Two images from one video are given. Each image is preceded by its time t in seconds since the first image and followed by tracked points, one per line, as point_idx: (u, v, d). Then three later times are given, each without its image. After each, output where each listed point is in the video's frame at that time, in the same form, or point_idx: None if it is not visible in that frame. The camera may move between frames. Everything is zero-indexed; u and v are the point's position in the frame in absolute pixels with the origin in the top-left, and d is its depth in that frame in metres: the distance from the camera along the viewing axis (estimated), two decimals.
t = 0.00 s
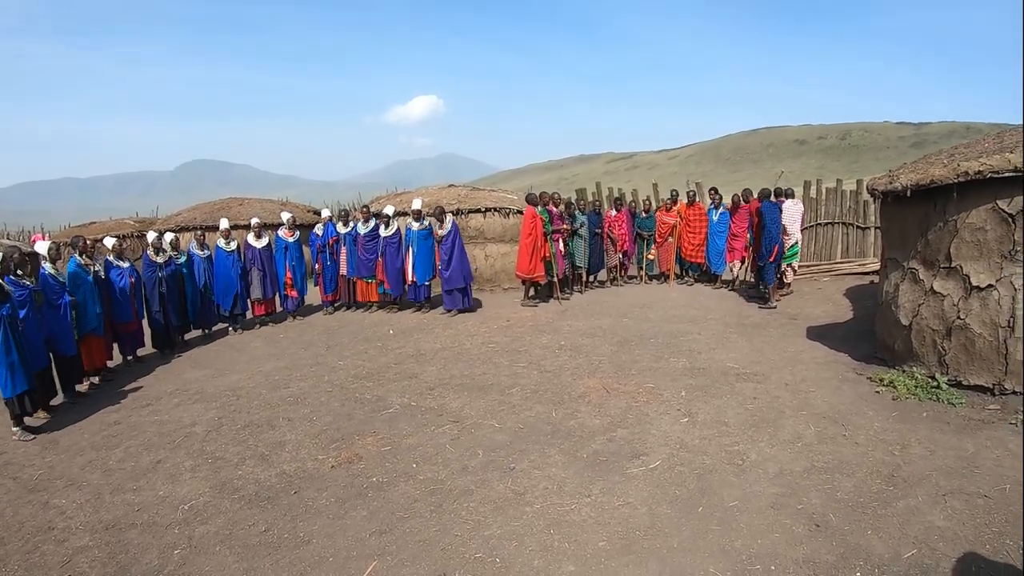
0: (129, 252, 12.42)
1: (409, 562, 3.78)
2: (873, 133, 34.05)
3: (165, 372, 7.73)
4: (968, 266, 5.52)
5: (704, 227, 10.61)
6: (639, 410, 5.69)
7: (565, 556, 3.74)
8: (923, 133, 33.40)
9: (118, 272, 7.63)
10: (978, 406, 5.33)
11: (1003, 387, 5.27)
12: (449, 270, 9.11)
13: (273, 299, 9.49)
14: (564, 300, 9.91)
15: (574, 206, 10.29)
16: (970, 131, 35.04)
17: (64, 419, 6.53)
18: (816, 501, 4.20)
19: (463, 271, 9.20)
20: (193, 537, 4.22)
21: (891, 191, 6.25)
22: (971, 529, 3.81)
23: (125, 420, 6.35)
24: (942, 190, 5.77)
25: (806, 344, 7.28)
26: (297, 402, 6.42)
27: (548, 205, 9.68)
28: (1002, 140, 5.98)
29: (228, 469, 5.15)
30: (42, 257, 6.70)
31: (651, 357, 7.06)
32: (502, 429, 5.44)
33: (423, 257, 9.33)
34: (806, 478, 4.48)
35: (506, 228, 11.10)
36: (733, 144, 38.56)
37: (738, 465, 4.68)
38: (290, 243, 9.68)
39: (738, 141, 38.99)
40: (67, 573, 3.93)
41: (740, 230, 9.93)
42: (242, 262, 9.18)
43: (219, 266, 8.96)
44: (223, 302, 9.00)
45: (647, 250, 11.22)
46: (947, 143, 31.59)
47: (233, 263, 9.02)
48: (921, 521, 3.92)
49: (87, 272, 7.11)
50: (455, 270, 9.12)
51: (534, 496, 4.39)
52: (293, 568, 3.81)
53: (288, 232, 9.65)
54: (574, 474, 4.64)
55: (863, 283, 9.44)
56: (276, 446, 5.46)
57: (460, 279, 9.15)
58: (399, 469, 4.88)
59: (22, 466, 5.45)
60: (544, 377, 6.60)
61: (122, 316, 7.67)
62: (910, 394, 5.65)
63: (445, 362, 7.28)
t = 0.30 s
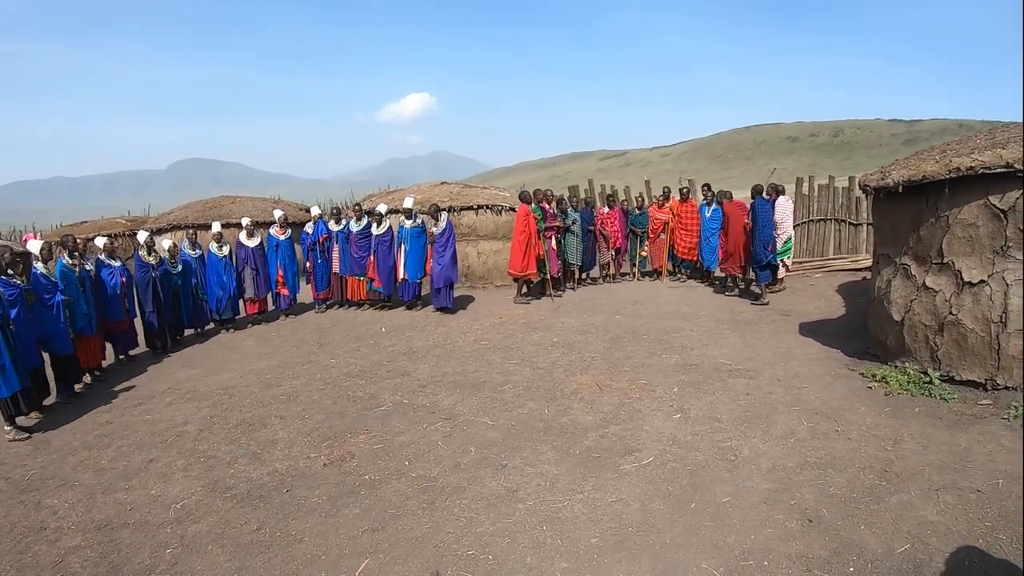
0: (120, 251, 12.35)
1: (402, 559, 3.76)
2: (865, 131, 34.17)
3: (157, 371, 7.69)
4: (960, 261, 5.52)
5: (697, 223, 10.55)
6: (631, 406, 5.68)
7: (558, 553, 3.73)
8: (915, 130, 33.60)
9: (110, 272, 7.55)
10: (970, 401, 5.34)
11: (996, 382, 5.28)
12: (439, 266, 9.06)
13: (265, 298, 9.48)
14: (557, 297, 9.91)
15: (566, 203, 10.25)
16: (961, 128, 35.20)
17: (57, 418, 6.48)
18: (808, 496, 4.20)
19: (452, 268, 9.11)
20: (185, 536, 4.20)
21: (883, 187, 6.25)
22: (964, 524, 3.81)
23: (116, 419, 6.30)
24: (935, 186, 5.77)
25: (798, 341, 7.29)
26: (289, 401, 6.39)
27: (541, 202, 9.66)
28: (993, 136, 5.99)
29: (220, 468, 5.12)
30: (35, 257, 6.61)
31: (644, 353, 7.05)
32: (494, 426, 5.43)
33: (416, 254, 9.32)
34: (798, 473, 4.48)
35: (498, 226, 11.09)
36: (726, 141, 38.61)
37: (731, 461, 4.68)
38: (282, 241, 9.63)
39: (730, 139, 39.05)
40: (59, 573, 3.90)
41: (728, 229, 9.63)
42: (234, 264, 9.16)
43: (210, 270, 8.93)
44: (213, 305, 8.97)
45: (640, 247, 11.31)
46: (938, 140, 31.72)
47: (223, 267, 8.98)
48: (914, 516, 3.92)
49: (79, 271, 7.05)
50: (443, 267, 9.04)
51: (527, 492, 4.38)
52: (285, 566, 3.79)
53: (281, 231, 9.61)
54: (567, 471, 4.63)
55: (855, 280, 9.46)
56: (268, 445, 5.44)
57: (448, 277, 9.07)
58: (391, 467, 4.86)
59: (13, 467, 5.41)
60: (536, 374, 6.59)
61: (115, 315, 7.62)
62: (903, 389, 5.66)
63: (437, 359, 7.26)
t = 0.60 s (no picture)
0: (111, 251, 12.29)
1: (394, 560, 3.76)
2: (856, 130, 34.34)
3: (149, 372, 7.66)
4: (950, 261, 5.56)
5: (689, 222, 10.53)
6: (622, 405, 5.69)
7: (549, 552, 3.73)
8: (905, 129, 33.78)
9: (101, 272, 7.53)
10: (960, 400, 5.37)
11: (985, 381, 5.32)
12: (431, 266, 9.05)
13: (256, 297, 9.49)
14: (548, 297, 9.92)
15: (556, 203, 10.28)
16: (951, 128, 35.43)
17: (49, 420, 6.46)
18: (799, 495, 4.22)
19: (445, 268, 9.12)
20: (176, 538, 4.18)
21: (873, 187, 6.29)
22: (954, 522, 3.84)
23: (108, 421, 6.28)
24: (924, 186, 5.81)
25: (789, 339, 7.32)
26: (281, 401, 6.37)
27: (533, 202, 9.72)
28: (982, 136, 6.03)
29: (212, 469, 5.10)
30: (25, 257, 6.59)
31: (635, 353, 7.07)
32: (486, 426, 5.43)
33: (407, 254, 9.28)
34: (789, 472, 4.50)
35: (489, 225, 11.07)
36: (716, 141, 38.73)
37: (722, 460, 4.69)
38: (271, 241, 9.60)
39: (722, 138, 39.18)
40: None
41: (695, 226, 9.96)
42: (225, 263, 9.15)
43: (201, 264, 8.88)
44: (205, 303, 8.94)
45: (631, 247, 11.33)
46: (929, 139, 31.90)
47: (214, 263, 8.93)
48: (904, 514, 3.95)
49: (70, 272, 7.01)
50: (437, 267, 9.04)
51: (518, 492, 4.38)
52: (278, 567, 3.78)
53: (270, 230, 9.58)
54: (558, 470, 4.63)
55: (845, 279, 9.50)
56: (260, 445, 5.42)
57: (441, 277, 9.07)
58: (383, 467, 4.86)
59: (3, 469, 5.38)
60: (527, 373, 6.60)
61: (106, 316, 7.60)
62: (893, 388, 5.69)
63: (429, 359, 7.25)
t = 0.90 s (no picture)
0: (98, 252, 12.20)
1: (381, 561, 3.75)
2: (843, 132, 34.61)
3: (136, 373, 7.61)
4: (935, 262, 5.60)
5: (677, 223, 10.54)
6: (609, 406, 5.70)
7: (536, 553, 3.73)
8: (892, 130, 34.07)
9: (87, 273, 7.46)
10: (946, 400, 5.41)
11: (971, 381, 5.35)
12: (419, 268, 9.04)
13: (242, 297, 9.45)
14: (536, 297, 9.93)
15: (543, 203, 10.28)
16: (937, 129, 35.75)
17: (32, 422, 6.39)
18: (786, 495, 4.24)
19: (434, 270, 9.11)
20: (163, 540, 4.15)
21: (859, 189, 6.32)
22: (939, 521, 3.86)
23: (94, 422, 6.23)
24: (910, 188, 5.84)
25: (776, 340, 7.35)
26: (267, 402, 6.34)
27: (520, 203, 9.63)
28: (968, 139, 6.07)
29: (199, 470, 5.07)
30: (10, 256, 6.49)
31: (622, 353, 7.08)
32: (473, 426, 5.42)
33: (394, 257, 9.31)
34: (775, 472, 4.52)
35: (477, 226, 11.07)
36: (705, 142, 38.86)
37: (708, 461, 4.70)
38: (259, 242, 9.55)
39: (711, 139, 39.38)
40: None
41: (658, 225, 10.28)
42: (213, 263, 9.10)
43: (188, 264, 8.82)
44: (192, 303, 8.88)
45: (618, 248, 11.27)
46: (915, 141, 32.17)
47: (201, 264, 8.87)
48: (891, 514, 3.97)
49: (54, 273, 6.93)
50: (425, 269, 9.05)
51: (505, 493, 4.38)
52: (265, 569, 3.76)
53: (258, 231, 9.52)
54: (545, 471, 4.63)
55: (832, 280, 9.56)
56: (247, 447, 5.39)
57: (432, 278, 9.09)
58: (370, 469, 4.84)
59: None
60: (515, 374, 6.59)
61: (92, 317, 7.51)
62: (879, 388, 5.73)
63: (416, 360, 7.24)
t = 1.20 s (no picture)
0: (80, 252, 12.09)
1: (364, 565, 3.73)
2: (826, 137, 35.00)
3: (119, 375, 7.54)
4: (917, 266, 5.65)
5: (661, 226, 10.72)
6: (592, 409, 5.71)
7: (519, 557, 3.72)
8: (875, 136, 34.50)
9: (69, 273, 7.38)
10: (927, 403, 5.46)
11: (952, 384, 5.41)
12: (403, 270, 9.06)
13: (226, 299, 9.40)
14: (520, 300, 9.94)
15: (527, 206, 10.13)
16: (919, 134, 36.21)
17: (12, 424, 6.31)
18: (768, 498, 4.26)
19: (417, 271, 9.16)
20: (145, 544, 4.11)
21: (842, 193, 6.36)
22: (921, 523, 3.90)
23: (76, 425, 6.16)
24: (892, 193, 5.89)
25: (759, 343, 7.39)
26: (250, 405, 6.30)
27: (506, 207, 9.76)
28: (949, 144, 6.14)
29: (181, 474, 5.03)
30: None
31: (605, 356, 7.10)
32: (456, 429, 5.41)
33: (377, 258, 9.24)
34: (758, 475, 4.54)
35: (461, 228, 11.06)
36: (691, 146, 39.13)
37: (691, 463, 4.72)
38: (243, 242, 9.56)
39: (697, 143, 39.66)
40: None
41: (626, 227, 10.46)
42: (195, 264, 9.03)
43: (171, 265, 8.75)
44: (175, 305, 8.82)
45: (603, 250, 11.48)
46: (898, 146, 32.55)
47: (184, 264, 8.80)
48: (873, 516, 4.00)
49: (35, 273, 6.84)
50: (409, 270, 9.07)
51: (488, 497, 4.37)
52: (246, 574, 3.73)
53: (241, 231, 9.55)
54: (527, 474, 4.63)
55: (814, 283, 9.65)
56: (229, 450, 5.35)
57: (415, 279, 9.12)
58: (353, 472, 4.82)
59: None
60: (498, 377, 6.59)
61: (73, 317, 7.43)
62: (861, 391, 5.77)
63: (399, 363, 7.22)
